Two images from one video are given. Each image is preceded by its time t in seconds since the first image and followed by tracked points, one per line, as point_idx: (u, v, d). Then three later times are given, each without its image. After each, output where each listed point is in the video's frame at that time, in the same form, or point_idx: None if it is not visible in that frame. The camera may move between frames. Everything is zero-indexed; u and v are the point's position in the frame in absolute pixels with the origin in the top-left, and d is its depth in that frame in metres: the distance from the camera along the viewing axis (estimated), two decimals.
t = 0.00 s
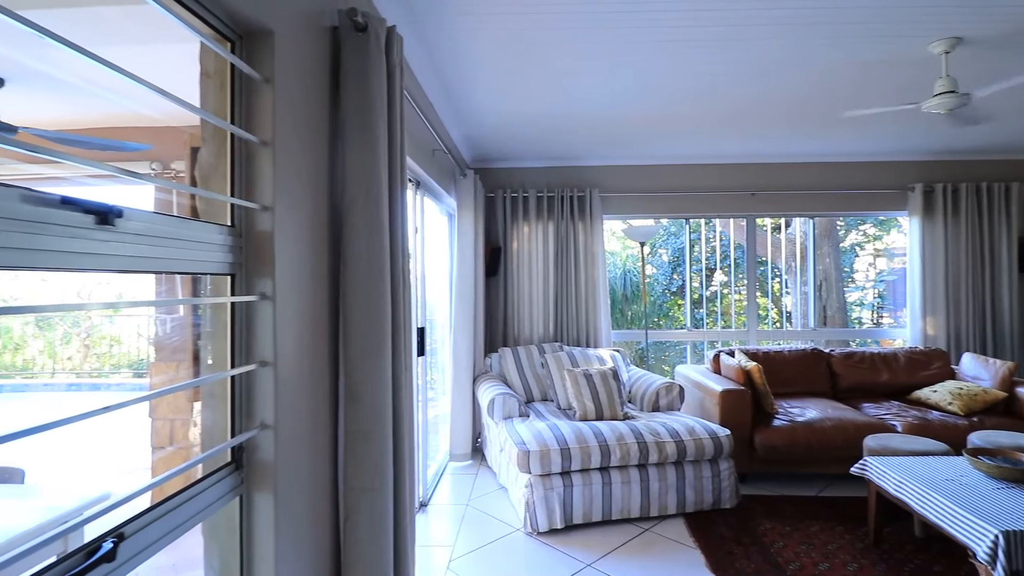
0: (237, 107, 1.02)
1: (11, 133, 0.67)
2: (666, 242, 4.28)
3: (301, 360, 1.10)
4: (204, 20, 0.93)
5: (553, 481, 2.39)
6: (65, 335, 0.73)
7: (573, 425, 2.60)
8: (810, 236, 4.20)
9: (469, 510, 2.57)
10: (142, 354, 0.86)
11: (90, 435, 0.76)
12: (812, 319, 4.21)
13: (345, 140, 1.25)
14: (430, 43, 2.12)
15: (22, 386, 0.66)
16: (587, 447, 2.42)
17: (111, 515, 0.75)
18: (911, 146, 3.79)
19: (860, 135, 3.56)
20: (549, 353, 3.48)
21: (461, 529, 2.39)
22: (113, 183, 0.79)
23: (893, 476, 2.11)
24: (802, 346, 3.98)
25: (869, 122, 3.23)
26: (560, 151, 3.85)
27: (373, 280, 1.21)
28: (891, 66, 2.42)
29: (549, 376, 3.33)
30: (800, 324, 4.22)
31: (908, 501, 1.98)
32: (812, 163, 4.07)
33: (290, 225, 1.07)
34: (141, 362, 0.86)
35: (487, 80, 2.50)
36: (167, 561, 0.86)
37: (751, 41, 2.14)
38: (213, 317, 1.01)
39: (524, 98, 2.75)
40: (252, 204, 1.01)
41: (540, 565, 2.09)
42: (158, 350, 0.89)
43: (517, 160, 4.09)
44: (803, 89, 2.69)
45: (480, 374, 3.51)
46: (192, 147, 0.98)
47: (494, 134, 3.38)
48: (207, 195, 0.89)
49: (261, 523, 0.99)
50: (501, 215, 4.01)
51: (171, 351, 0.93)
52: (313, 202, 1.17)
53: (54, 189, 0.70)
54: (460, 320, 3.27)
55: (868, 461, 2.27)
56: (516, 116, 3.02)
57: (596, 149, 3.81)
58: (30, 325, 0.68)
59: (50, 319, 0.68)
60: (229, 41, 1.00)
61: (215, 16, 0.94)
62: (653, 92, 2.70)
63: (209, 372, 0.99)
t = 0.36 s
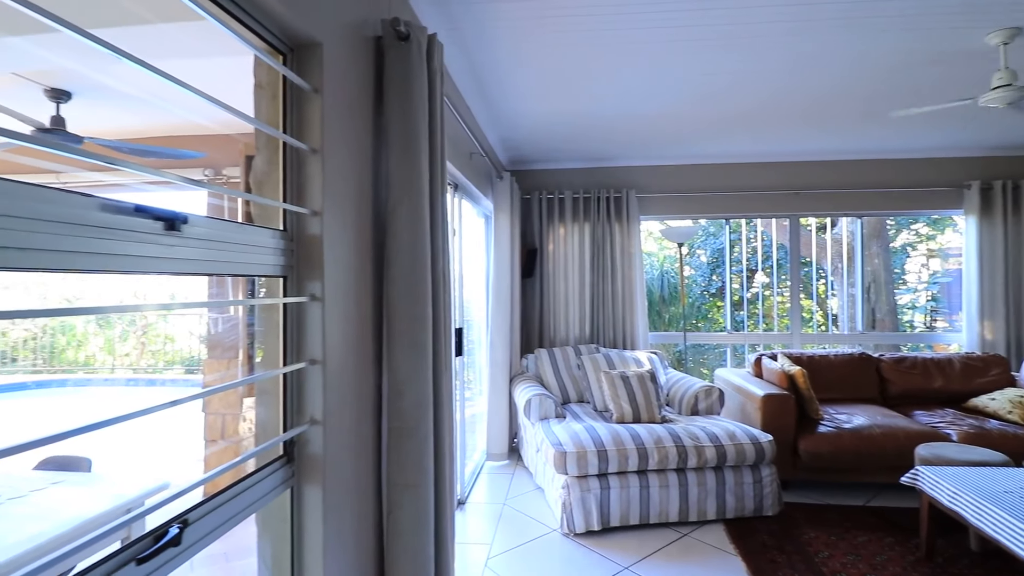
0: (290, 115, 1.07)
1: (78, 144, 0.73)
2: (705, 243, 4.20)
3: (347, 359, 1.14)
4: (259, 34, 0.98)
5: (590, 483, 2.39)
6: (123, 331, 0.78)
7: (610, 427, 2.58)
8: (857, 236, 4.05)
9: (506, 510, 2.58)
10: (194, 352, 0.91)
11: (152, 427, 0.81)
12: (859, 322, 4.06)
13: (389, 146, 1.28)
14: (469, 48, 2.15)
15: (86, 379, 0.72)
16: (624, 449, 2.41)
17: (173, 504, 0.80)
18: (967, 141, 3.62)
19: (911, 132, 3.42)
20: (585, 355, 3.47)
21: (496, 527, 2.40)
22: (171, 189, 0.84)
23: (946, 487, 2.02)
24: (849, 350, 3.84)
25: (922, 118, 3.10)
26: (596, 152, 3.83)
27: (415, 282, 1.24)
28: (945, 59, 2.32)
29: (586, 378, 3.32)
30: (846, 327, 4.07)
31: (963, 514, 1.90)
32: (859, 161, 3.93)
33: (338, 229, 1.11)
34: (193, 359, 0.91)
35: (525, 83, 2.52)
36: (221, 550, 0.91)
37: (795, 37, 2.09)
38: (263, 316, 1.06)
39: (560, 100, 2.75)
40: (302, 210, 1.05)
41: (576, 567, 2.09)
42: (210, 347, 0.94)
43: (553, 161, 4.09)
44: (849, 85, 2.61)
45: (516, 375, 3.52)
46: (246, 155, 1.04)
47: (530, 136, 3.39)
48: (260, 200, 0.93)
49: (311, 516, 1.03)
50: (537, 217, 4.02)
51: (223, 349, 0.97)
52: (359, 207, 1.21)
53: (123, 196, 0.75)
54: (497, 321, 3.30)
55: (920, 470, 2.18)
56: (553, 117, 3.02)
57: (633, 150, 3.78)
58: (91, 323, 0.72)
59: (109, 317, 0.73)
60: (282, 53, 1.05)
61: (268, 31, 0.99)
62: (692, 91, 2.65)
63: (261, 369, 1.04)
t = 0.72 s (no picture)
0: (344, 123, 1.11)
1: (147, 152, 0.78)
2: (754, 243, 4.08)
3: (397, 356, 1.18)
4: (315, 46, 1.02)
5: (634, 485, 2.37)
6: (184, 329, 0.82)
7: (654, 429, 2.56)
8: (918, 235, 3.85)
9: (549, 509, 2.59)
10: (250, 348, 0.95)
11: (214, 422, 0.87)
12: (921, 325, 3.86)
13: (436, 148, 1.32)
14: (513, 52, 2.17)
15: (151, 373, 0.77)
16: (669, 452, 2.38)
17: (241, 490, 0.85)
18: None
19: (978, 125, 3.22)
20: (629, 357, 3.44)
21: (539, 527, 2.41)
22: (232, 195, 0.88)
23: (1018, 501, 1.90)
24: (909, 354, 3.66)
25: (991, 109, 2.92)
26: (641, 152, 3.78)
27: (461, 282, 1.27)
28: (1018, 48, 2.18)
29: (629, 380, 3.29)
30: (906, 331, 3.88)
31: None
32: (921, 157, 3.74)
33: (388, 231, 1.15)
34: (249, 355, 0.95)
35: (569, 83, 2.52)
36: (277, 537, 0.95)
37: (851, 30, 2.01)
38: (316, 312, 1.10)
39: (604, 100, 2.73)
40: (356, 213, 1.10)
41: (620, 570, 2.07)
42: (266, 344, 0.99)
43: (596, 161, 4.06)
44: (910, 78, 2.49)
45: (559, 375, 3.52)
46: (303, 161, 1.10)
47: (573, 136, 3.38)
48: (316, 204, 0.98)
49: (364, 507, 1.07)
50: (579, 217, 4.01)
51: (278, 346, 1.02)
52: (408, 210, 1.25)
53: (190, 202, 0.79)
54: (539, 320, 3.31)
55: (988, 483, 2.06)
56: (596, 117, 3.01)
57: (677, 148, 3.72)
58: (157, 320, 0.77)
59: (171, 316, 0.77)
60: (337, 64, 1.09)
61: (323, 42, 1.03)
62: (740, 87, 2.59)
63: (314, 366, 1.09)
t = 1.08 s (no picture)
0: (401, 130, 1.16)
1: (218, 161, 0.84)
2: (813, 242, 3.92)
3: (451, 355, 1.21)
4: (374, 56, 1.06)
5: (686, 489, 2.32)
6: (249, 326, 0.85)
7: (707, 434, 2.50)
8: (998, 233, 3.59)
9: (597, 511, 2.58)
10: (308, 344, 0.99)
11: (279, 416, 0.91)
12: (1000, 330, 3.60)
13: (488, 152, 1.34)
14: (562, 53, 2.17)
15: (217, 368, 0.80)
16: (722, 458, 2.33)
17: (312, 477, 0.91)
18: None
19: None
20: (680, 359, 3.38)
21: (588, 528, 2.40)
22: (292, 199, 0.93)
23: None
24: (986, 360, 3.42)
25: None
26: (693, 150, 3.70)
27: (513, 283, 1.29)
28: None
29: (681, 383, 3.23)
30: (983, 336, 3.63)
31: None
32: (1001, 149, 3.48)
33: (444, 233, 1.19)
34: (306, 351, 0.98)
35: (619, 83, 2.50)
36: (335, 527, 0.99)
37: (921, 17, 1.90)
38: (376, 312, 1.15)
39: (654, 98, 2.69)
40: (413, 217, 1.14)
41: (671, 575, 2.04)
42: (325, 341, 1.03)
43: (646, 161, 4.00)
44: (987, 65, 2.33)
45: (608, 377, 3.50)
46: (364, 167, 1.15)
47: (622, 136, 3.35)
48: (375, 208, 1.02)
49: (420, 501, 1.11)
50: (629, 217, 3.97)
51: (336, 344, 1.06)
52: (461, 213, 1.28)
53: (259, 207, 0.84)
54: (588, 321, 3.30)
55: None
56: (646, 116, 2.97)
57: (731, 146, 3.62)
58: (224, 318, 0.81)
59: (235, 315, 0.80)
60: (395, 74, 1.14)
61: (382, 52, 1.07)
62: (799, 82, 2.49)
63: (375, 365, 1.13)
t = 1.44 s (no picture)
0: (460, 134, 1.19)
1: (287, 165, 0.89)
2: (883, 241, 3.71)
3: (507, 354, 1.23)
4: (435, 63, 1.09)
5: (744, 496, 2.26)
6: (308, 324, 0.87)
7: (767, 440, 2.42)
8: None
9: (651, 515, 2.54)
10: (364, 342, 1.00)
11: (344, 409, 0.96)
12: None
13: (544, 153, 1.35)
14: (616, 52, 2.14)
15: (282, 363, 0.83)
16: (783, 465, 2.25)
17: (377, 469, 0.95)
18: None
19: None
20: (738, 362, 3.28)
21: (641, 532, 2.37)
22: (354, 202, 0.98)
23: None
24: None
25: None
26: (752, 146, 3.58)
27: (567, 283, 1.30)
28: None
29: (738, 386, 3.13)
30: None
31: None
32: None
33: (501, 234, 1.21)
34: (363, 348, 1.00)
35: (676, 80, 2.45)
36: (396, 518, 1.03)
37: None
38: (435, 312, 1.19)
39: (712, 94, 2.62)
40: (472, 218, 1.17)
41: None
42: (380, 340, 1.05)
43: (702, 158, 3.90)
44: None
45: (661, 379, 3.44)
46: (424, 170, 1.20)
47: (677, 133, 3.28)
48: (434, 210, 1.05)
49: (478, 495, 1.14)
50: (683, 216, 3.88)
51: (393, 341, 1.09)
52: (517, 214, 1.30)
53: (325, 210, 0.88)
54: (641, 322, 3.26)
55: None
56: (703, 113, 2.89)
57: (793, 141, 3.47)
58: (285, 315, 0.82)
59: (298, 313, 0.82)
60: (454, 79, 1.17)
61: (443, 59, 1.10)
62: (869, 72, 2.36)
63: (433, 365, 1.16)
